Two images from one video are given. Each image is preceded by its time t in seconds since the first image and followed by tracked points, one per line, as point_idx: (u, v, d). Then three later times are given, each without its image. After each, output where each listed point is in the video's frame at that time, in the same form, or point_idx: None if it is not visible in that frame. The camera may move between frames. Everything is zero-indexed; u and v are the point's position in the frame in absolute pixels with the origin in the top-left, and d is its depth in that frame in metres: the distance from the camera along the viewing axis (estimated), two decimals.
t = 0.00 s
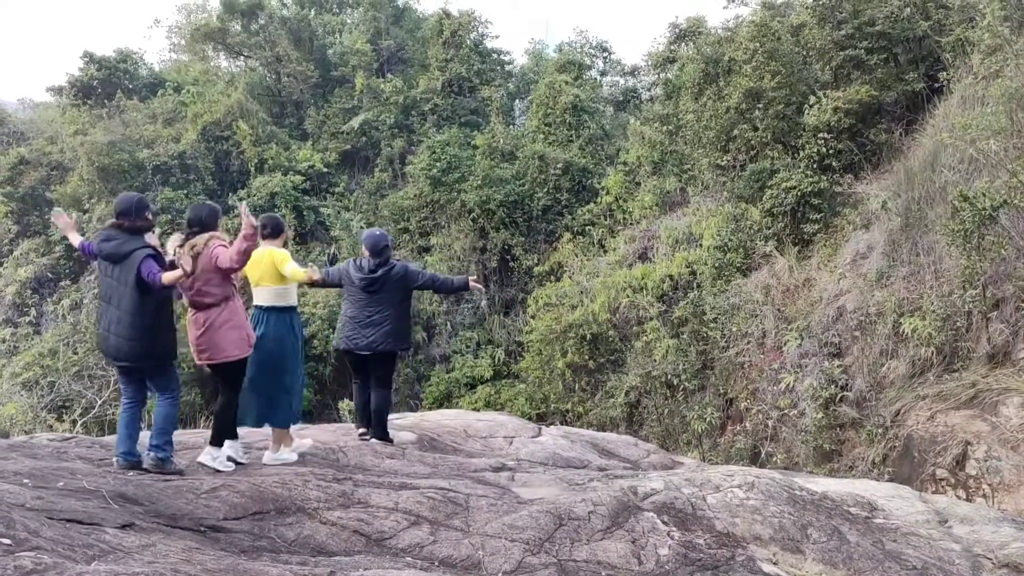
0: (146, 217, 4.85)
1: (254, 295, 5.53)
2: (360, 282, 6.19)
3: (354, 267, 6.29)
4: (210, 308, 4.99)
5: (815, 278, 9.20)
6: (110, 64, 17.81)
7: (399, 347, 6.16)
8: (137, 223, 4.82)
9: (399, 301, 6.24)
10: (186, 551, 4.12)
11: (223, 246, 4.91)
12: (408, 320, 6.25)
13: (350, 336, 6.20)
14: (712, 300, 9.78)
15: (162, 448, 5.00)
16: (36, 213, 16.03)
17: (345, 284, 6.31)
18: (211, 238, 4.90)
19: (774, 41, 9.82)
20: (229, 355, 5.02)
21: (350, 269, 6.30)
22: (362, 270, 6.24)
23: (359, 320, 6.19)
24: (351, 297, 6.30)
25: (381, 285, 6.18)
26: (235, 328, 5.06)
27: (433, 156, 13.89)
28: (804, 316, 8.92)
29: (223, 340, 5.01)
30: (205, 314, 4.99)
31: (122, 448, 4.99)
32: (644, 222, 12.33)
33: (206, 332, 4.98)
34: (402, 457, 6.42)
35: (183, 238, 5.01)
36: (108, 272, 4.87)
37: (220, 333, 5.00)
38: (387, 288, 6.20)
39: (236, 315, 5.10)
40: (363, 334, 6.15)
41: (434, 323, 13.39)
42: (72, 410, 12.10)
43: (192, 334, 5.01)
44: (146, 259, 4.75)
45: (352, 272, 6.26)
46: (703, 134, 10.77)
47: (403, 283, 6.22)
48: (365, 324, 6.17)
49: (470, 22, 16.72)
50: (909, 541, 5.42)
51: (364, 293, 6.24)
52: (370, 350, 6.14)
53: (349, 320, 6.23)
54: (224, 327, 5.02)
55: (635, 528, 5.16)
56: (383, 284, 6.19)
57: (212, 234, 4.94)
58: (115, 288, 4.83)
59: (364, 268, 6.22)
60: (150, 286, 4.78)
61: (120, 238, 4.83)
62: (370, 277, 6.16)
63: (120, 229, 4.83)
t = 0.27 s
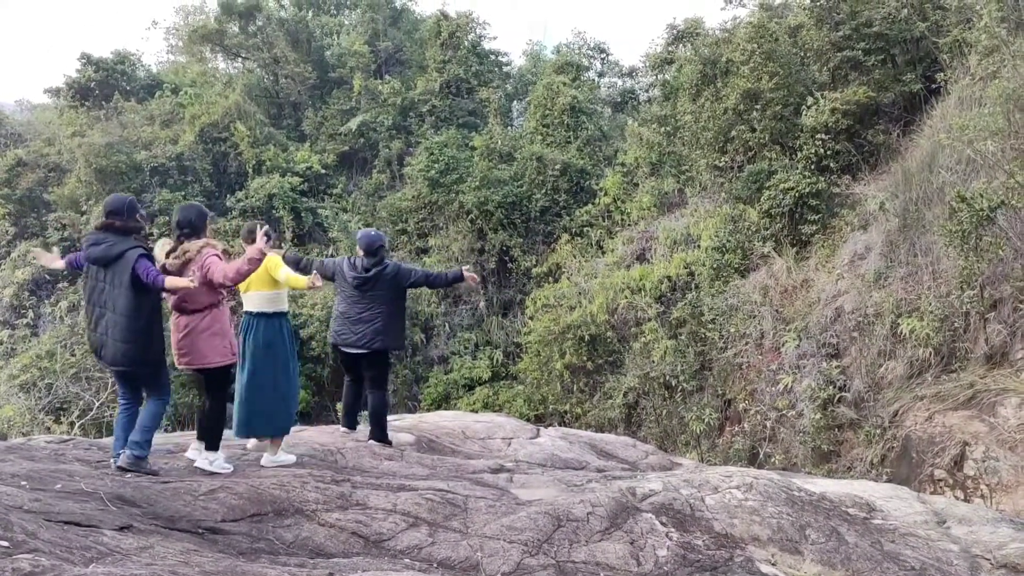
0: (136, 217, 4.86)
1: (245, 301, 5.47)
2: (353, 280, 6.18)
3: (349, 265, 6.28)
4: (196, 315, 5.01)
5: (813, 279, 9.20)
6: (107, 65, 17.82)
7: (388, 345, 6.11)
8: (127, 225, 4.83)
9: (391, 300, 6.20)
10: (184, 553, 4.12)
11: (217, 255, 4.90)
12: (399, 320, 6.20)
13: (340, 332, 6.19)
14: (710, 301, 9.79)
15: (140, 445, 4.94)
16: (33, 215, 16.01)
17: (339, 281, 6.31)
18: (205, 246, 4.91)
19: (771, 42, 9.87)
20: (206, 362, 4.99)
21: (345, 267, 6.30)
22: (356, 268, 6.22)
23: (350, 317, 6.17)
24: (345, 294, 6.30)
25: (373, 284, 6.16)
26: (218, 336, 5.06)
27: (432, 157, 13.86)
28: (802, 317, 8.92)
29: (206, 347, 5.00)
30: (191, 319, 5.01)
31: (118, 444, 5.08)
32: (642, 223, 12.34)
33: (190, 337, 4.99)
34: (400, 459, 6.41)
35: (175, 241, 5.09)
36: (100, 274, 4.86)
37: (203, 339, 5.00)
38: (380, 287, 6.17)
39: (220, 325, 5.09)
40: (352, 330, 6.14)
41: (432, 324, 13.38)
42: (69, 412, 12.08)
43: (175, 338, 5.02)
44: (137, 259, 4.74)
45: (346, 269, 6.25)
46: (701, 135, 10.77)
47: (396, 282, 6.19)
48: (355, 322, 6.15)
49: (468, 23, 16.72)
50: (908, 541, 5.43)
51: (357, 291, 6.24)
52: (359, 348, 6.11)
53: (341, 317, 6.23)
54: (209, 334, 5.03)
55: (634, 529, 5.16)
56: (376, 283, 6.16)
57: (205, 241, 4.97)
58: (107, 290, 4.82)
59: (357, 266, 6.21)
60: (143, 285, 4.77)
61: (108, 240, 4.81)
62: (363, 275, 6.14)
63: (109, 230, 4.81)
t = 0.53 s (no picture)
0: (128, 216, 4.84)
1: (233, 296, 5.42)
2: (333, 279, 6.16)
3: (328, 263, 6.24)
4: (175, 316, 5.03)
5: (811, 280, 9.21)
6: (104, 67, 17.81)
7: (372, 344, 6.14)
8: (121, 223, 4.79)
9: (372, 298, 6.18)
10: (182, 555, 4.11)
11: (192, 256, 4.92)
12: (381, 318, 6.19)
13: (326, 331, 6.23)
14: (708, 302, 9.79)
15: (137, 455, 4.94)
16: (30, 216, 15.99)
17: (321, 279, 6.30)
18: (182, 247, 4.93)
19: (769, 43, 9.88)
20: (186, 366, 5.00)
21: (324, 265, 6.26)
22: (335, 267, 6.18)
23: (333, 316, 6.20)
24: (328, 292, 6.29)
25: (352, 283, 6.13)
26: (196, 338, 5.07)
27: (429, 158, 13.85)
28: (799, 318, 8.92)
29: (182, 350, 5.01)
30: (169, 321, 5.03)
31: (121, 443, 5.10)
32: (640, 224, 12.34)
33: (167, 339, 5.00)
34: (398, 460, 6.41)
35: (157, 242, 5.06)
36: (96, 276, 4.73)
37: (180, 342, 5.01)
38: (360, 285, 6.15)
39: (199, 327, 5.10)
40: (336, 329, 6.17)
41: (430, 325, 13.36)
42: (67, 414, 12.06)
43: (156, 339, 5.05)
44: (140, 253, 4.70)
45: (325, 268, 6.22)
46: (698, 136, 10.77)
47: (374, 280, 6.15)
48: (338, 321, 6.17)
49: (465, 24, 16.70)
50: (905, 542, 5.43)
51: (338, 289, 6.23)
52: (344, 347, 6.14)
53: (325, 315, 6.26)
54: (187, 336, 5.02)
55: (631, 530, 5.16)
56: (355, 281, 6.14)
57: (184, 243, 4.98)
58: (108, 290, 4.71)
59: (336, 265, 6.17)
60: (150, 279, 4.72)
61: (100, 241, 4.73)
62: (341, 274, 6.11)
63: (102, 230, 4.76)
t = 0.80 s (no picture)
0: (122, 215, 4.80)
1: (224, 300, 5.44)
2: (320, 278, 6.14)
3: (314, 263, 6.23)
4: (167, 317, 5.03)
5: (808, 280, 9.22)
6: (101, 68, 17.79)
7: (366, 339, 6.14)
8: (113, 222, 4.75)
9: (361, 293, 6.19)
10: (179, 556, 4.10)
11: (182, 254, 4.95)
12: (372, 312, 6.19)
13: (317, 331, 6.20)
14: (705, 303, 9.79)
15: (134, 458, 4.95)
16: (26, 217, 15.97)
17: (308, 279, 6.28)
18: (171, 244, 4.95)
19: (766, 44, 9.91)
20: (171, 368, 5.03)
21: (310, 264, 6.24)
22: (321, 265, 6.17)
23: (323, 314, 6.17)
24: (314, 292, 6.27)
25: (339, 280, 6.11)
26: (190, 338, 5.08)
27: (426, 159, 13.83)
28: (796, 318, 8.93)
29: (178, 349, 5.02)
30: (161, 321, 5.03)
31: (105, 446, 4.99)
32: (637, 225, 12.35)
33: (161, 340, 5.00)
34: (395, 461, 6.41)
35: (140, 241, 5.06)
36: (88, 275, 4.71)
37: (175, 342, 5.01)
38: (347, 281, 6.14)
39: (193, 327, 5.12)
40: (327, 327, 6.15)
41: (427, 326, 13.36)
42: (64, 416, 12.04)
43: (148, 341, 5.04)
44: (132, 254, 4.67)
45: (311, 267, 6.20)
46: (695, 137, 10.79)
47: (361, 275, 6.15)
48: (329, 319, 6.16)
49: (462, 25, 16.70)
50: (903, 542, 5.44)
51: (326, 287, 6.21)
52: (338, 344, 6.13)
53: (315, 314, 6.23)
54: (181, 337, 5.04)
55: (629, 531, 5.16)
56: (343, 278, 6.13)
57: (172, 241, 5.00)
58: (99, 290, 4.70)
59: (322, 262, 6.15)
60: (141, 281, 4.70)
61: (92, 239, 4.70)
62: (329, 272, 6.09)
63: (95, 229, 4.72)
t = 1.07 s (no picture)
0: (118, 215, 4.80)
1: (224, 296, 5.48)
2: (316, 279, 6.12)
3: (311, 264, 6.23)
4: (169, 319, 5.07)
5: (805, 280, 9.22)
6: (98, 68, 17.77)
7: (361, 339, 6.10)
8: (109, 222, 4.75)
9: (358, 295, 6.20)
10: (176, 557, 4.09)
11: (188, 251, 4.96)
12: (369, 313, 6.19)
13: (312, 332, 6.17)
14: (702, 302, 9.79)
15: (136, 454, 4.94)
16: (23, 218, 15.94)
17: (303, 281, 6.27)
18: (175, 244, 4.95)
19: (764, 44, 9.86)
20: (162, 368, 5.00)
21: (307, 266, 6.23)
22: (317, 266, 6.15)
23: (319, 315, 6.15)
24: (310, 294, 6.26)
25: (336, 281, 6.12)
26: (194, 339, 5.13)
27: (424, 159, 13.82)
28: (794, 318, 8.94)
29: (179, 352, 5.05)
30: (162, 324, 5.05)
31: (101, 447, 4.90)
32: (634, 225, 12.35)
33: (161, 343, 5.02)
34: (393, 461, 6.41)
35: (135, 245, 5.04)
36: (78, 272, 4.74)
37: (180, 345, 5.05)
38: (344, 282, 6.16)
39: (192, 332, 5.15)
40: (323, 329, 6.13)
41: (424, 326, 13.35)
42: (61, 416, 12.02)
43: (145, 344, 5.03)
44: (120, 255, 4.67)
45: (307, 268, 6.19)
46: (693, 136, 10.80)
47: (359, 276, 6.17)
48: (325, 320, 6.13)
49: (460, 25, 16.70)
50: (900, 541, 5.44)
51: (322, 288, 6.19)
52: (331, 344, 6.09)
53: (310, 316, 6.21)
54: (182, 337, 5.08)
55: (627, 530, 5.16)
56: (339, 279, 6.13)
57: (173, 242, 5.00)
58: (86, 287, 4.71)
59: (319, 263, 6.14)
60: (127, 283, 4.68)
61: (88, 237, 4.72)
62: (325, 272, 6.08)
63: (91, 227, 4.74)
